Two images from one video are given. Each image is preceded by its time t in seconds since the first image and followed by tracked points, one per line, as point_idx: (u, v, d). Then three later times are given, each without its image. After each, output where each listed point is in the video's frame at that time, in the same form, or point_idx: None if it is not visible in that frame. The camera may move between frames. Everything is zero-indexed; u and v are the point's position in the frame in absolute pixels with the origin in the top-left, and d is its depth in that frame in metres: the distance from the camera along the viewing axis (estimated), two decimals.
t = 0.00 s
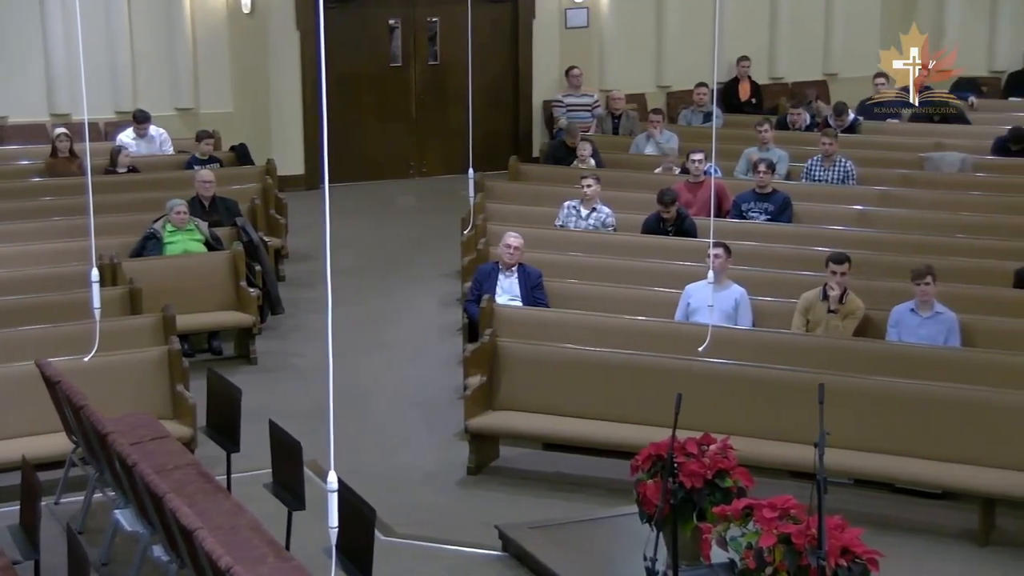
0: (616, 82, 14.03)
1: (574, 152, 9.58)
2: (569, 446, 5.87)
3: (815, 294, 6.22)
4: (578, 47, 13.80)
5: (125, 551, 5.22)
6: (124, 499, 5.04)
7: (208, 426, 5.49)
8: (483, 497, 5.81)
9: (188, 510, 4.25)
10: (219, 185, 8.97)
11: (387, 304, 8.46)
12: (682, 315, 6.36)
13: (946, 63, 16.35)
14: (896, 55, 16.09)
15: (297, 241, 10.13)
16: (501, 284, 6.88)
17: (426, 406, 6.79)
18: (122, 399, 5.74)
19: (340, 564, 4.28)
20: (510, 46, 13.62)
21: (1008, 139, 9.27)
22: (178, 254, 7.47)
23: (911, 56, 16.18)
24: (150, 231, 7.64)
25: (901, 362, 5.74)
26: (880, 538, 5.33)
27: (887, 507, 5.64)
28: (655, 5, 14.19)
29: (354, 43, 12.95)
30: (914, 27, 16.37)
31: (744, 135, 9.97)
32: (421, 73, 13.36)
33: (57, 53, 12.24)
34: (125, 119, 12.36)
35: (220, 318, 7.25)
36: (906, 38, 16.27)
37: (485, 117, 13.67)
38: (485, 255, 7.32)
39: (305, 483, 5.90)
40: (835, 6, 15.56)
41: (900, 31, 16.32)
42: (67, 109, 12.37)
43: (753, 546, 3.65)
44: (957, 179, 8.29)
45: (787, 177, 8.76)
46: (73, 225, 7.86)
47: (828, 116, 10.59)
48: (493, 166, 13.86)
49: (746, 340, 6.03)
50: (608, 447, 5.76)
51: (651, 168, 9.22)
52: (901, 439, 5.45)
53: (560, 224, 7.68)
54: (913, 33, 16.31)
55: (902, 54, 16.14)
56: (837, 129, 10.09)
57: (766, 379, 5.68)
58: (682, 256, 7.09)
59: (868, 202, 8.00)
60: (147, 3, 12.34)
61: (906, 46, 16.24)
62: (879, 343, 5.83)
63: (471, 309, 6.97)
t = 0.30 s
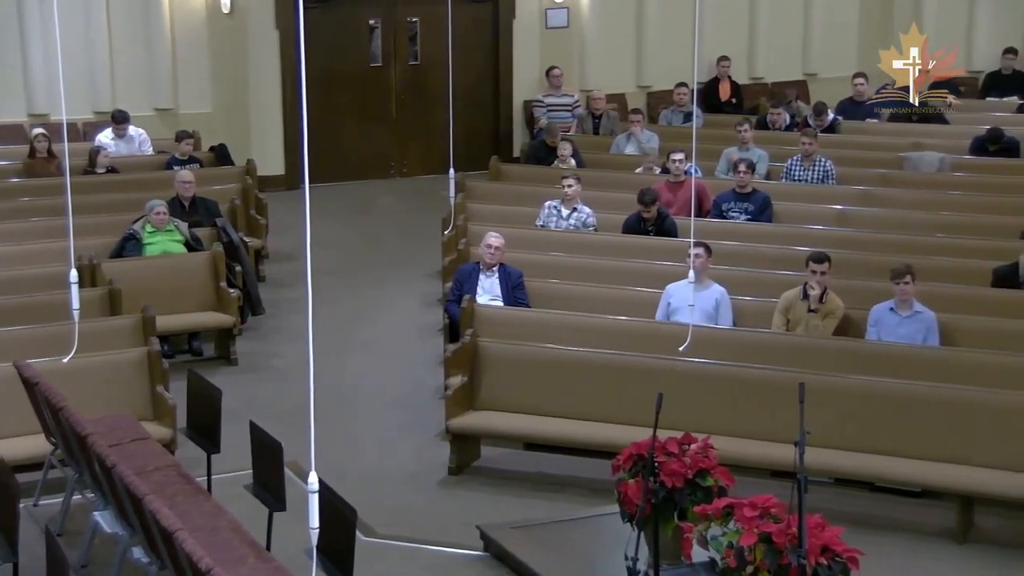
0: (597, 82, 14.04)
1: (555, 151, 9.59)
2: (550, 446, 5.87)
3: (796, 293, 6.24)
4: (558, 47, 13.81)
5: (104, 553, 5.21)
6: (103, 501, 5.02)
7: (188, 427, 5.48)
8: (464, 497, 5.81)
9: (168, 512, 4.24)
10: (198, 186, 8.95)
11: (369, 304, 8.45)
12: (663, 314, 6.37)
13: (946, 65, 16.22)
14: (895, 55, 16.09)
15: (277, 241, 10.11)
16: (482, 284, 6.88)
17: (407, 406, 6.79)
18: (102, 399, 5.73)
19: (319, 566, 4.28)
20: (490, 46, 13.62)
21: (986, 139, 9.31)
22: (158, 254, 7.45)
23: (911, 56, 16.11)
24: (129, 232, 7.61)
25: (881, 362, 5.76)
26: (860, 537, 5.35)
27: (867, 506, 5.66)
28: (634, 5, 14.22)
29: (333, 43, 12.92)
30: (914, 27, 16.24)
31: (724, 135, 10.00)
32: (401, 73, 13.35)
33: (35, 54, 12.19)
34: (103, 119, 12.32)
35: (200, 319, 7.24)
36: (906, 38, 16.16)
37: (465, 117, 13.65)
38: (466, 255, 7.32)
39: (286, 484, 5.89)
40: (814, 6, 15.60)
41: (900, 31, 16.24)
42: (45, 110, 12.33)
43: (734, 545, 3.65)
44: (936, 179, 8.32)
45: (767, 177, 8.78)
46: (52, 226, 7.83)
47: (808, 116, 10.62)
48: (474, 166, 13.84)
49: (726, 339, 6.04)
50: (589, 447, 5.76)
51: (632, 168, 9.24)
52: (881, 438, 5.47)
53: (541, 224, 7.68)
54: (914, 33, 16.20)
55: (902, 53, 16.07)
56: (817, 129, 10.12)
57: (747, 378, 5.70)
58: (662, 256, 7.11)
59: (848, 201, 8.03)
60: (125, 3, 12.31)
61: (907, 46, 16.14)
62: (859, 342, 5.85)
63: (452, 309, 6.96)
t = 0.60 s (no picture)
0: (576, 81, 14.05)
1: (535, 151, 9.59)
2: (531, 446, 5.88)
3: (775, 293, 6.25)
4: (537, 47, 13.81)
5: (83, 555, 5.18)
6: (82, 503, 5.00)
7: (168, 428, 5.46)
8: (445, 498, 5.80)
9: (146, 513, 4.22)
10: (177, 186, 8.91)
11: (349, 304, 8.44)
12: (643, 314, 6.38)
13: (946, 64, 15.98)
14: (895, 55, 15.99)
15: (257, 242, 10.08)
16: (462, 284, 6.88)
17: (388, 407, 6.79)
18: (81, 401, 5.70)
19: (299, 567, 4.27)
20: (470, 46, 13.60)
21: (963, 139, 9.35)
22: (136, 255, 7.43)
23: (912, 55, 16.00)
24: (108, 233, 7.58)
25: (861, 361, 5.78)
26: (839, 535, 5.37)
27: (846, 504, 5.68)
28: (613, 5, 14.23)
29: (312, 43, 12.89)
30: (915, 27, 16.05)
31: (703, 135, 10.02)
32: (380, 74, 13.33)
33: (11, 54, 12.14)
34: (81, 119, 12.28)
35: (180, 320, 7.21)
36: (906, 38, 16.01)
37: (445, 117, 13.63)
38: (446, 255, 7.32)
39: (266, 484, 5.87)
40: (792, 6, 15.65)
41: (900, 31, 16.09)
42: (22, 110, 12.26)
43: (714, 544, 3.66)
44: (914, 179, 8.36)
45: (746, 176, 8.80)
46: (29, 227, 7.80)
47: (787, 116, 10.65)
48: (454, 165, 13.82)
49: (706, 339, 6.05)
50: (570, 447, 5.77)
51: (612, 168, 9.25)
52: (860, 436, 5.48)
53: (521, 225, 7.68)
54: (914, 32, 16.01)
55: (902, 53, 15.98)
56: (796, 129, 10.15)
57: (727, 378, 5.71)
58: (642, 255, 7.12)
59: (827, 200, 8.05)
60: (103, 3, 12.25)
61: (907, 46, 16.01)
62: (838, 341, 5.87)
63: (432, 309, 6.96)
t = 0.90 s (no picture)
0: (556, 81, 14.06)
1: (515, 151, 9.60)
2: (512, 446, 5.88)
3: (755, 293, 6.27)
4: (517, 47, 13.80)
5: (62, 558, 5.16)
6: (61, 505, 4.99)
7: (147, 429, 5.44)
8: (426, 498, 5.80)
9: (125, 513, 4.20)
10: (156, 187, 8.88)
11: (330, 305, 8.43)
12: (624, 313, 6.38)
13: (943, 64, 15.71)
14: (895, 55, 16.00)
15: (237, 242, 10.05)
16: (443, 285, 6.87)
17: (368, 407, 6.78)
18: (59, 402, 5.68)
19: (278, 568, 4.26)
20: (450, 46, 13.59)
21: (940, 139, 9.39)
22: (115, 255, 7.40)
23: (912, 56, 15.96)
24: (87, 233, 7.56)
25: (840, 360, 5.80)
26: (819, 534, 5.38)
27: (826, 503, 5.69)
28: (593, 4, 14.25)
29: (292, 43, 12.87)
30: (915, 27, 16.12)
31: (683, 135, 10.04)
32: (360, 73, 13.32)
33: None
34: (59, 119, 12.21)
35: (159, 321, 7.19)
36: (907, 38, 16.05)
37: (425, 117, 13.63)
38: (427, 255, 7.32)
39: (247, 485, 5.86)
40: (771, 5, 15.69)
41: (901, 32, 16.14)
42: None
43: (695, 544, 3.65)
44: (893, 178, 8.39)
45: (726, 176, 8.82)
46: (8, 228, 7.76)
47: (766, 116, 10.67)
48: (434, 165, 13.81)
49: (686, 338, 6.06)
50: (550, 446, 5.77)
51: (592, 168, 9.25)
52: (840, 435, 5.50)
53: (502, 224, 7.69)
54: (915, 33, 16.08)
55: (902, 53, 15.98)
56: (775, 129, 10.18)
57: (707, 377, 5.72)
58: (622, 255, 7.13)
59: (806, 200, 8.07)
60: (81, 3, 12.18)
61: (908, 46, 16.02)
62: (818, 340, 5.89)
63: (413, 310, 6.95)
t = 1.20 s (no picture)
0: (536, 81, 14.05)
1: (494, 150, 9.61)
2: (492, 446, 5.88)
3: (735, 292, 6.28)
4: (497, 46, 13.79)
5: (41, 561, 5.11)
6: (39, 507, 4.94)
7: (126, 431, 5.41)
8: (406, 498, 5.80)
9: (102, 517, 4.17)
10: (134, 187, 8.85)
11: (311, 305, 8.41)
12: (605, 313, 6.38)
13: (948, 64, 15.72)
14: (896, 55, 15.97)
15: (217, 243, 10.03)
16: (424, 285, 6.87)
17: (349, 407, 6.77)
18: (37, 404, 5.66)
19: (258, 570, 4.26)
20: (431, 46, 13.58)
21: (919, 139, 9.42)
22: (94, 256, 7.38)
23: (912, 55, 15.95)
24: (65, 234, 7.54)
25: (820, 359, 5.81)
26: (798, 532, 5.40)
27: (805, 502, 5.71)
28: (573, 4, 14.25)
29: (272, 43, 12.84)
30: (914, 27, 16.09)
31: (664, 135, 10.05)
32: (339, 74, 13.30)
33: None
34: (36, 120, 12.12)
35: (138, 322, 7.17)
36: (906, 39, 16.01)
37: (405, 118, 13.61)
38: (407, 255, 7.32)
39: (226, 486, 5.84)
40: (751, 5, 15.71)
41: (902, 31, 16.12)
42: None
43: (676, 543, 3.66)
44: (872, 178, 8.41)
45: (706, 176, 8.83)
46: None
47: (746, 116, 10.70)
48: (414, 165, 13.81)
49: (667, 338, 6.07)
50: (530, 446, 5.77)
51: (572, 168, 9.26)
52: (819, 434, 5.51)
53: (482, 225, 7.69)
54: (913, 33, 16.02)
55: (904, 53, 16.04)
56: (755, 129, 10.21)
57: (688, 377, 5.73)
58: (602, 254, 7.13)
59: (786, 199, 8.10)
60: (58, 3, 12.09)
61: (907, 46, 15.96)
62: (798, 339, 5.90)
63: (394, 310, 6.94)
